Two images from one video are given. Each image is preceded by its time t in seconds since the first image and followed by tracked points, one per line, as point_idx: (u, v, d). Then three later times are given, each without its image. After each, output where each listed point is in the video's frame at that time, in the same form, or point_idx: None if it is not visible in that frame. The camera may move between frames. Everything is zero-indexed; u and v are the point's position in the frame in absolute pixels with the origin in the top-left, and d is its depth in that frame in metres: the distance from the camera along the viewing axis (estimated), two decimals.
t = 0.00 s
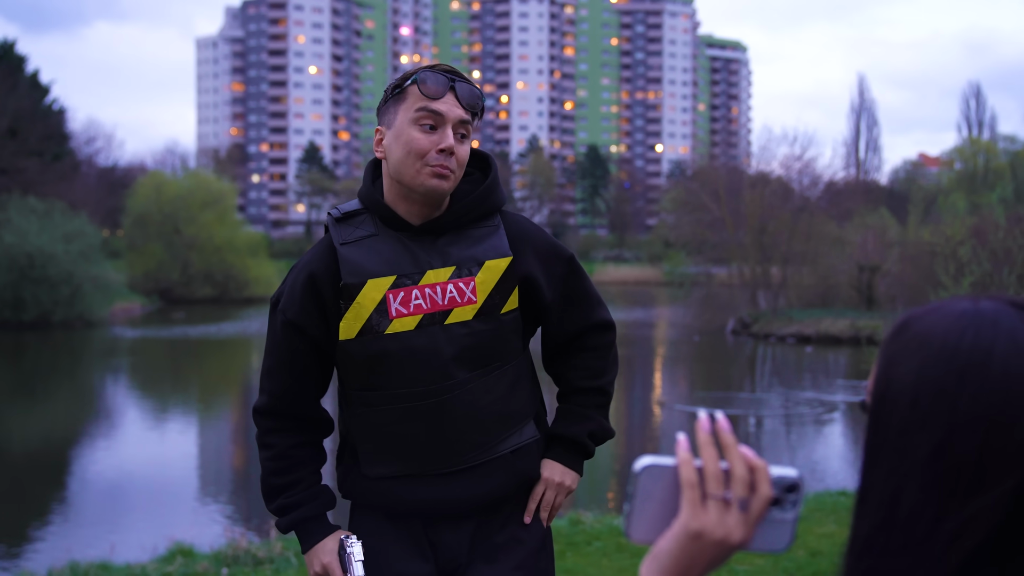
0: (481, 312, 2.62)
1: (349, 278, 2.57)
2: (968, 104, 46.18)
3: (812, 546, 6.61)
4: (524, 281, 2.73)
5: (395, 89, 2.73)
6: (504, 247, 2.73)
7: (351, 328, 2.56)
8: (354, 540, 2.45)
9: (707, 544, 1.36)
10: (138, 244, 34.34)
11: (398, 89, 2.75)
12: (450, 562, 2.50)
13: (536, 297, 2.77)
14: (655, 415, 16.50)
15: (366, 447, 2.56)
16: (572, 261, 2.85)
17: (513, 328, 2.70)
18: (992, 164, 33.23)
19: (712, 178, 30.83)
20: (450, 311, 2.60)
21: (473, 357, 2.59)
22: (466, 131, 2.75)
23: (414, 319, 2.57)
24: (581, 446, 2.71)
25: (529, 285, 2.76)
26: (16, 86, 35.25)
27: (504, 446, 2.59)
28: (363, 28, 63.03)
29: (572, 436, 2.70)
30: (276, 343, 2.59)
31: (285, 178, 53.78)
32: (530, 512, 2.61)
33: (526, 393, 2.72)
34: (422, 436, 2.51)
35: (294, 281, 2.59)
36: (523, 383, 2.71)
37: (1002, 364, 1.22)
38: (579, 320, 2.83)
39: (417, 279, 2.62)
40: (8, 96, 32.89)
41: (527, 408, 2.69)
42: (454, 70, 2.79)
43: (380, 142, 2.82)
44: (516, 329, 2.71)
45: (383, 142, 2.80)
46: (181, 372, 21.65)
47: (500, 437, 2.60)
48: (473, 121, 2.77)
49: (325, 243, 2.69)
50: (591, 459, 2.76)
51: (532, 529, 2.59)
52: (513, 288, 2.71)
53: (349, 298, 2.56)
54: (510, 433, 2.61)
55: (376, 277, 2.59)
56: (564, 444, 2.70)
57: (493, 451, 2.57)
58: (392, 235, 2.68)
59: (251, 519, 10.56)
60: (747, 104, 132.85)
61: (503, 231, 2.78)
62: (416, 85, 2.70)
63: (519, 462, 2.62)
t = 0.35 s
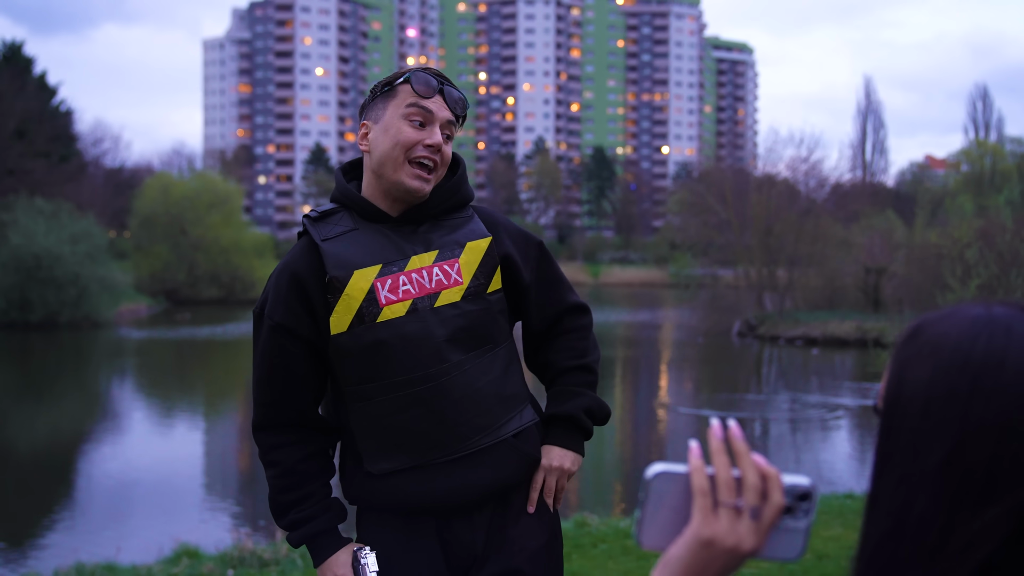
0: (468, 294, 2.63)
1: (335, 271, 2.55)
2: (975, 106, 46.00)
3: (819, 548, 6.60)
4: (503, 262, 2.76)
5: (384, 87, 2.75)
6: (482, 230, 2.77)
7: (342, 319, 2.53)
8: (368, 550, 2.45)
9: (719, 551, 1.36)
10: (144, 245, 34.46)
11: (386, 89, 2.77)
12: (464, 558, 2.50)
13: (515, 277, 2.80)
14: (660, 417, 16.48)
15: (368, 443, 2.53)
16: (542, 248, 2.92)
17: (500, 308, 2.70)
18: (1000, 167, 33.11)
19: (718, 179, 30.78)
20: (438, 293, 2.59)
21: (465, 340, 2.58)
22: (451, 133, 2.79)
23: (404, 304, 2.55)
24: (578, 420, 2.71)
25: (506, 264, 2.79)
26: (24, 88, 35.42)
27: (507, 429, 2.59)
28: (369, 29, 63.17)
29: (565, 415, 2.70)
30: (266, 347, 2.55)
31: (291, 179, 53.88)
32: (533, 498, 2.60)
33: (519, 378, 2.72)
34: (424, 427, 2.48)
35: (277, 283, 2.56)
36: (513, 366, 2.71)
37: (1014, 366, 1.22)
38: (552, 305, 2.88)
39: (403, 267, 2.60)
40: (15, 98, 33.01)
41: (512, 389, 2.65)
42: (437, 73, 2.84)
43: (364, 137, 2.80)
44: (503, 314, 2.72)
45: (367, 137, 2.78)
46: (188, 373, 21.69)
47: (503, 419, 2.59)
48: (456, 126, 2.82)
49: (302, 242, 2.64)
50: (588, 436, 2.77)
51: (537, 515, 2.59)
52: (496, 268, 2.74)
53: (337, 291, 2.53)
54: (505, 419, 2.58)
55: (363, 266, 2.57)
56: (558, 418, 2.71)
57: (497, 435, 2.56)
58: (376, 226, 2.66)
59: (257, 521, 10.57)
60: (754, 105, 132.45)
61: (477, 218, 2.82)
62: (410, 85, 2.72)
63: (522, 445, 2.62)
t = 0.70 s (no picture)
0: (454, 289, 2.65)
1: (323, 262, 2.54)
2: (976, 109, 46.03)
3: (821, 551, 6.61)
4: (490, 265, 2.81)
5: (377, 80, 2.78)
6: (468, 227, 2.81)
7: (329, 311, 2.52)
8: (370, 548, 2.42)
9: (711, 555, 1.39)
10: (146, 250, 34.50)
11: (379, 82, 2.80)
12: (455, 553, 2.52)
13: (498, 277, 2.84)
14: (662, 420, 16.46)
15: (351, 437, 2.51)
16: (516, 255, 2.98)
17: (482, 303, 2.73)
18: (1001, 170, 33.13)
19: (720, 183, 30.80)
20: (425, 287, 2.60)
21: (450, 333, 2.59)
22: (441, 129, 2.82)
23: (391, 296, 2.55)
24: (551, 404, 2.76)
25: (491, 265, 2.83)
26: (26, 93, 35.49)
27: (488, 423, 2.59)
28: (371, 33, 63.29)
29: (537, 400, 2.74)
30: (250, 335, 2.50)
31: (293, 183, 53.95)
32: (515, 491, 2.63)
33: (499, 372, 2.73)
34: (411, 420, 2.48)
35: (260, 270, 2.53)
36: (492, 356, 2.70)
37: (1010, 370, 1.24)
38: (526, 308, 2.93)
39: (391, 259, 2.61)
40: (17, 103, 33.09)
41: (493, 379, 2.66)
42: (430, 70, 2.89)
43: (355, 129, 2.81)
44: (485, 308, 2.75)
45: (359, 129, 2.79)
46: (189, 378, 21.72)
47: (485, 412, 2.60)
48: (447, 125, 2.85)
49: (288, 230, 2.62)
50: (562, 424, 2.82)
51: (518, 508, 2.62)
52: (481, 265, 2.77)
53: (325, 282, 2.53)
54: (486, 411, 2.59)
55: (351, 258, 2.57)
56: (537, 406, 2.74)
57: (478, 428, 2.57)
58: (364, 218, 2.67)
59: (258, 525, 10.59)
60: (755, 109, 132.53)
61: (461, 219, 2.86)
62: (403, 79, 2.76)
63: (502, 438, 2.63)
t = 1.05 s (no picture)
0: (447, 291, 2.68)
1: (316, 267, 2.55)
2: (975, 110, 46.06)
3: (819, 551, 6.64)
4: (482, 265, 2.83)
5: (352, 82, 2.77)
6: (460, 228, 2.84)
7: (325, 313, 2.53)
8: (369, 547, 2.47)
9: (704, 553, 1.41)
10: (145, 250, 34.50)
11: (355, 83, 2.79)
12: (446, 551, 2.54)
13: (488, 276, 2.86)
14: (661, 421, 16.48)
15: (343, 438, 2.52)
16: (506, 251, 3.01)
17: (473, 306, 2.76)
18: (1000, 171, 33.15)
19: (719, 183, 30.85)
20: (418, 289, 2.63)
21: (443, 335, 2.63)
22: (423, 121, 2.79)
23: (386, 300, 2.57)
24: (538, 403, 2.80)
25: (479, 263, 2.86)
26: (24, 93, 35.48)
27: (479, 425, 2.63)
28: (370, 34, 63.33)
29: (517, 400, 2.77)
30: (245, 335, 2.50)
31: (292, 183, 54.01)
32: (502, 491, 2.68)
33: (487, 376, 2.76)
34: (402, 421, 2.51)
35: (254, 271, 2.54)
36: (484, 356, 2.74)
37: (997, 368, 1.28)
38: (515, 303, 2.96)
39: (384, 262, 2.63)
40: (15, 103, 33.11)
41: (482, 382, 2.70)
42: (402, 62, 2.85)
43: (338, 133, 2.82)
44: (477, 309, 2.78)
45: (342, 133, 2.81)
46: (188, 378, 21.74)
47: (477, 417, 2.64)
48: (430, 115, 2.84)
49: (283, 233, 2.63)
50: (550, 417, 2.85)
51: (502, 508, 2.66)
52: (473, 266, 2.80)
53: (318, 284, 2.54)
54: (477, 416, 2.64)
55: (343, 262, 2.58)
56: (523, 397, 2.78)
57: (470, 432, 2.61)
58: (354, 218, 2.69)
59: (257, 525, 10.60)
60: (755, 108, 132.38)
61: (451, 218, 2.88)
62: (375, 78, 2.74)
63: (494, 439, 2.67)
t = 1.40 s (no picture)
0: (475, 372, 2.68)
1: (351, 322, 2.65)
2: (975, 107, 46.04)
3: (819, 549, 6.62)
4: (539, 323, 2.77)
5: (392, 164, 2.80)
6: (508, 311, 2.74)
7: (348, 366, 2.64)
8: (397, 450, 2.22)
9: (703, 555, 1.39)
10: (144, 248, 34.46)
11: (396, 162, 2.82)
12: None
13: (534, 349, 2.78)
14: (662, 420, 16.44)
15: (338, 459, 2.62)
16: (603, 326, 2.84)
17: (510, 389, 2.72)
18: (1000, 169, 33.15)
19: (719, 181, 30.87)
20: (445, 366, 2.66)
21: (461, 409, 2.65)
22: (471, 193, 2.78)
23: (408, 370, 2.64)
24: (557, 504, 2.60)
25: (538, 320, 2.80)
26: (24, 91, 35.42)
27: (479, 486, 2.64)
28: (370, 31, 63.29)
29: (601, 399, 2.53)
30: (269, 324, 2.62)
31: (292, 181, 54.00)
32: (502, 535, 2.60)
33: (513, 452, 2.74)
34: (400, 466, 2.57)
35: (299, 293, 2.68)
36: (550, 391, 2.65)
37: (1000, 367, 1.26)
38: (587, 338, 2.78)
39: (418, 333, 2.67)
40: (15, 101, 33.07)
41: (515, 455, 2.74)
42: (444, 130, 2.82)
43: (389, 218, 2.84)
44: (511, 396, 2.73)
45: (393, 217, 2.81)
46: (187, 376, 21.73)
47: (480, 477, 2.65)
48: (476, 178, 2.79)
49: (333, 269, 2.78)
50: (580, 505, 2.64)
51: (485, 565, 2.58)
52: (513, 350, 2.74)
53: (351, 334, 2.65)
54: (491, 475, 2.67)
55: (377, 322, 2.66)
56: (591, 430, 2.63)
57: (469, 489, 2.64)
58: (400, 281, 2.74)
59: (258, 522, 10.58)
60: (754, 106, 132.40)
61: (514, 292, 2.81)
62: (410, 158, 2.75)
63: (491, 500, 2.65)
